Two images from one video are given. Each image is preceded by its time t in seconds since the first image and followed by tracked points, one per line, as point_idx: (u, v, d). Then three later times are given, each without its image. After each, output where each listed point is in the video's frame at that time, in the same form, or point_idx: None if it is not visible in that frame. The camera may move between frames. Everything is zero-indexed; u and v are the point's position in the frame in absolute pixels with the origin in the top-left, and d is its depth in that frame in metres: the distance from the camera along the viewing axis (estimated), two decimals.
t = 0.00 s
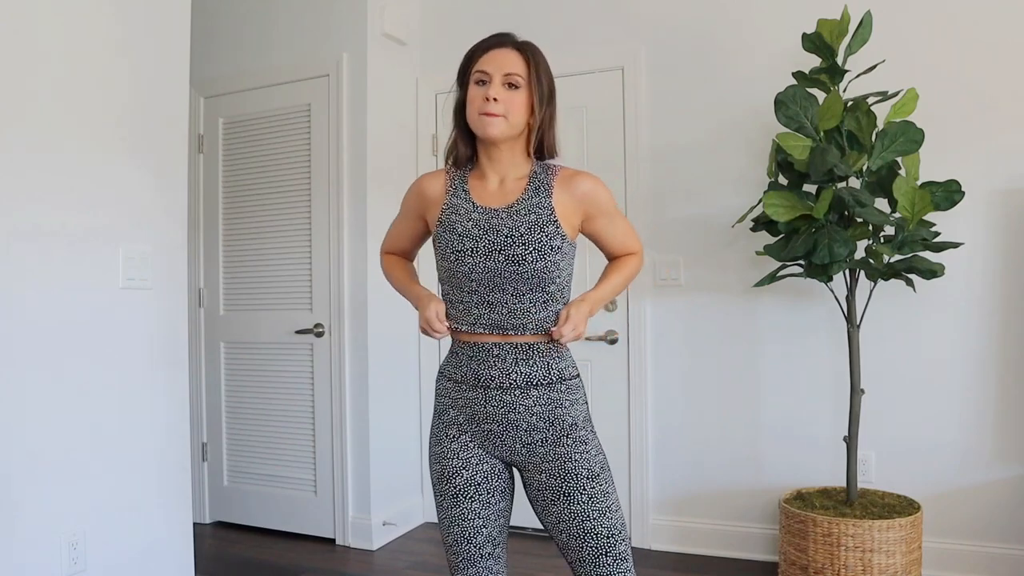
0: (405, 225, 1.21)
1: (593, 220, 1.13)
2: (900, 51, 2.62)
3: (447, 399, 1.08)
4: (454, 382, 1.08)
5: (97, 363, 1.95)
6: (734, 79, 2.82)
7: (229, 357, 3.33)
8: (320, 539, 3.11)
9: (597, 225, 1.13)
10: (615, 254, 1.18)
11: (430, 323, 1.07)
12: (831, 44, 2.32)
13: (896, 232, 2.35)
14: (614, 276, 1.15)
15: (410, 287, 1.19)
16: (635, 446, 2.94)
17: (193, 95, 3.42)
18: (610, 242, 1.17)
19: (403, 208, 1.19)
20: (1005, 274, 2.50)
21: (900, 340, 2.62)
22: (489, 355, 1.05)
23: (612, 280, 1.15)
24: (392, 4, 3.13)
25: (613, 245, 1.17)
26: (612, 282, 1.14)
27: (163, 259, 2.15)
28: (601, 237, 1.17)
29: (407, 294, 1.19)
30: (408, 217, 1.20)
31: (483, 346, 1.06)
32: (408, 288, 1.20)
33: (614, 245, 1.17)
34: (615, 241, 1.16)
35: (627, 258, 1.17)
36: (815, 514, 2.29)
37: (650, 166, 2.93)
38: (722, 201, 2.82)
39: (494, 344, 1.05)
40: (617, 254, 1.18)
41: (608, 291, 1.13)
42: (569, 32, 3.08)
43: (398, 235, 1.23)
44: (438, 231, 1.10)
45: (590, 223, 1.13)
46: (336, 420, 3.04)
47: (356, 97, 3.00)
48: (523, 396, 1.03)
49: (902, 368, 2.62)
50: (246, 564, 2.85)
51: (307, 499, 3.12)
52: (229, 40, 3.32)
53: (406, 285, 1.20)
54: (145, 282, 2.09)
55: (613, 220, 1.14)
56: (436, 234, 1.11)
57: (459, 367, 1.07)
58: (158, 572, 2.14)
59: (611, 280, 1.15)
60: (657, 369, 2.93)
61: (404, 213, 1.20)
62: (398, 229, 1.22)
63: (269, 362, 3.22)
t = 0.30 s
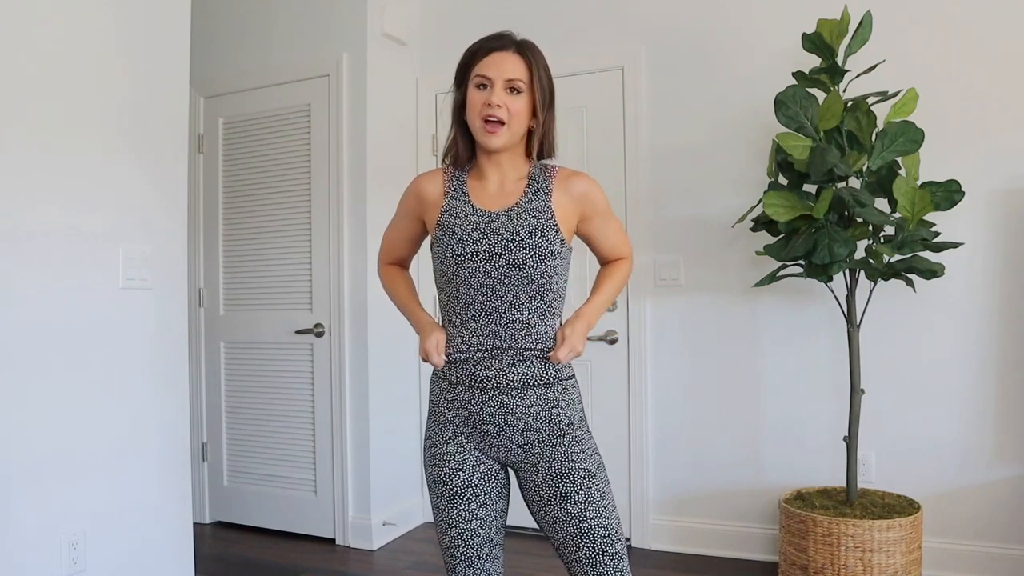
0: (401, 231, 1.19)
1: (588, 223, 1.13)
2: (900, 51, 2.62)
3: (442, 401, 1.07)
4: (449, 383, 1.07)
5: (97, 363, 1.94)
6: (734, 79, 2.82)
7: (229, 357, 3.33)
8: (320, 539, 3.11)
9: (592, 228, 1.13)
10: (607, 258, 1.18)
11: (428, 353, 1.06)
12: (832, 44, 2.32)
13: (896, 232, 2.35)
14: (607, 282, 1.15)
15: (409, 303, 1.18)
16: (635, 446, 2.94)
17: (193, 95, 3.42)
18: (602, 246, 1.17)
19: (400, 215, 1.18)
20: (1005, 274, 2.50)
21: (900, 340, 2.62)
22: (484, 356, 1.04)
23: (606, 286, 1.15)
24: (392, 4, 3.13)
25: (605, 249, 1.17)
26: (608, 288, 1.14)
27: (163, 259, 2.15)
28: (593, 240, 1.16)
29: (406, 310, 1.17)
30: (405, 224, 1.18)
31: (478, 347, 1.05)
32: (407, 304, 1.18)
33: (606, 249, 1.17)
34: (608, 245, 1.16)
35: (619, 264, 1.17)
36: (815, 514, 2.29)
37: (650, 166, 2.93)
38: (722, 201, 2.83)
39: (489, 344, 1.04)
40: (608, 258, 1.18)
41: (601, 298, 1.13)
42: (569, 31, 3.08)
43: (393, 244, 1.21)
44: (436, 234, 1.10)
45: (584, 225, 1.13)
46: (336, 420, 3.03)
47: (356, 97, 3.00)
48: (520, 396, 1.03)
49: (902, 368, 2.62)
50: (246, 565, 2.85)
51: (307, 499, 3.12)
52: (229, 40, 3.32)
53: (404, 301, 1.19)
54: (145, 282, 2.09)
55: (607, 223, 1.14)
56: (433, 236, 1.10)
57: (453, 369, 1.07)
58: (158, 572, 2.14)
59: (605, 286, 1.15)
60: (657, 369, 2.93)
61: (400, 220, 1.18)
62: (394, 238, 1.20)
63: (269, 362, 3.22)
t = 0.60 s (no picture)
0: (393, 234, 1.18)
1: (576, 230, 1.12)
2: (900, 51, 2.62)
3: (440, 402, 1.07)
4: (447, 385, 1.07)
5: (97, 364, 1.94)
6: (734, 79, 2.82)
7: (229, 357, 3.33)
8: (320, 539, 3.11)
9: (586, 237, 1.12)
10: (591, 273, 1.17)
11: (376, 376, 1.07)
12: (832, 44, 2.32)
13: (896, 232, 2.35)
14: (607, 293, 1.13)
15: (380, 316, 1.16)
16: (635, 446, 2.94)
17: (193, 95, 3.42)
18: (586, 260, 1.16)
19: (398, 215, 1.17)
20: (1005, 274, 2.50)
21: (900, 340, 2.62)
22: (483, 357, 1.05)
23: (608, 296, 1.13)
24: (392, 4, 3.13)
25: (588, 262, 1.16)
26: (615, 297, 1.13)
27: (163, 259, 2.15)
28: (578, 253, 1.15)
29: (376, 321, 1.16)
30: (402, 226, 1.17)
31: (476, 349, 1.05)
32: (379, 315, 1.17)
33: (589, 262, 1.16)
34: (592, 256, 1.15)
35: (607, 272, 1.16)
36: (815, 514, 2.29)
37: (650, 165, 2.93)
38: (722, 201, 2.83)
39: (487, 345, 1.05)
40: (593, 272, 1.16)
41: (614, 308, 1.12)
42: (569, 31, 3.08)
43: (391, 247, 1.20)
44: (428, 234, 1.09)
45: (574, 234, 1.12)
46: (336, 420, 3.03)
47: (356, 97, 3.00)
48: (519, 396, 1.03)
49: (902, 368, 2.62)
50: (247, 565, 2.85)
51: (307, 499, 3.12)
52: (228, 39, 3.32)
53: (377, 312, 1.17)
54: (145, 283, 2.09)
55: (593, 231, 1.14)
56: (425, 238, 1.10)
57: (451, 370, 1.07)
58: (158, 572, 2.14)
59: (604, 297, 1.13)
60: (657, 369, 2.93)
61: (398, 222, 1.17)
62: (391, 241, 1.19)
63: (268, 362, 3.22)
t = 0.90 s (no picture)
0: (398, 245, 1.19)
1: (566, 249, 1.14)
2: (900, 51, 2.62)
3: (440, 405, 1.07)
4: (447, 388, 1.07)
5: (97, 364, 1.94)
6: (734, 79, 2.82)
7: (229, 357, 3.33)
8: (320, 539, 3.11)
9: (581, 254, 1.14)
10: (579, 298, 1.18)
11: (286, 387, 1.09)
12: (832, 44, 2.32)
13: (896, 232, 2.35)
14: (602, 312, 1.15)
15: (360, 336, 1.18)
16: (635, 446, 2.94)
17: (193, 95, 3.42)
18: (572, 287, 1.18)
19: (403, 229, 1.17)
20: (1005, 274, 2.50)
21: (900, 340, 2.62)
22: (484, 359, 1.05)
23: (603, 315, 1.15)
24: (392, 4, 3.13)
25: (574, 285, 1.17)
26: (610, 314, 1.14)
27: (163, 259, 2.15)
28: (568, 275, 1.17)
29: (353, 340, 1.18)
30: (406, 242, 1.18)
31: (477, 350, 1.05)
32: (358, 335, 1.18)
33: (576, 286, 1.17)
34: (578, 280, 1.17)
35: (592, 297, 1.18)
36: (815, 514, 2.29)
37: (650, 166, 2.93)
38: (722, 201, 2.83)
39: (488, 347, 1.05)
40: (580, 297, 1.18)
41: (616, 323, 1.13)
42: (569, 31, 3.08)
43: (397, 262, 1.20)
44: (426, 234, 1.09)
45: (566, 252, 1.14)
46: (336, 419, 3.03)
47: (356, 97, 3.00)
48: (523, 397, 1.04)
49: (902, 368, 2.62)
50: (247, 565, 2.85)
51: (307, 499, 3.12)
52: (228, 40, 3.32)
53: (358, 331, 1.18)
54: (145, 283, 2.09)
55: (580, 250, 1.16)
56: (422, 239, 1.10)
57: (451, 373, 1.07)
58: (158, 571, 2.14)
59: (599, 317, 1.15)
60: (657, 369, 2.93)
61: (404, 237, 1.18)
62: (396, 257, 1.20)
63: (268, 362, 3.22)
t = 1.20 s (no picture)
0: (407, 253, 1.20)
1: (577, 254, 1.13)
2: (900, 51, 2.62)
3: (434, 402, 1.07)
4: (441, 385, 1.07)
5: (97, 363, 1.95)
6: (734, 79, 2.82)
7: (229, 357, 3.33)
8: (320, 539, 3.11)
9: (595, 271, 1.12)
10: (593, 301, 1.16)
11: (285, 388, 1.09)
12: (832, 44, 2.32)
13: (896, 232, 2.35)
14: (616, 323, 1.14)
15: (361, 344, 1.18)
16: (635, 446, 2.94)
17: (193, 95, 3.42)
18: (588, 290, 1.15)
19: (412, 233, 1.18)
20: (1005, 274, 2.50)
21: (900, 340, 2.62)
22: (477, 357, 1.05)
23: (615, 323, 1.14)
24: (392, 4, 3.13)
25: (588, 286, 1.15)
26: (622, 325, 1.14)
27: (163, 259, 2.15)
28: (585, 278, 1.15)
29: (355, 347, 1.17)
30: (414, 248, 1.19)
31: (470, 348, 1.06)
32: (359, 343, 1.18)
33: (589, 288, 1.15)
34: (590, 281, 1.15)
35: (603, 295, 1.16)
36: (815, 514, 2.29)
37: (650, 166, 2.93)
38: (722, 201, 2.83)
39: (481, 345, 1.05)
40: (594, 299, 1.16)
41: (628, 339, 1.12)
42: (569, 31, 3.08)
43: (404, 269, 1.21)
44: (429, 233, 1.11)
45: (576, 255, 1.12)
46: (336, 419, 3.03)
47: (355, 97, 3.00)
48: (514, 396, 1.04)
49: (902, 368, 2.62)
50: (247, 565, 2.85)
51: (307, 499, 3.12)
52: (228, 40, 3.32)
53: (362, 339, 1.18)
54: (145, 282, 2.09)
55: (592, 250, 1.14)
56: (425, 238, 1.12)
57: (447, 370, 1.07)
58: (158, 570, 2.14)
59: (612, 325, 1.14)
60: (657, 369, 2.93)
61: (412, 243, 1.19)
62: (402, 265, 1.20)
63: (268, 362, 3.22)
